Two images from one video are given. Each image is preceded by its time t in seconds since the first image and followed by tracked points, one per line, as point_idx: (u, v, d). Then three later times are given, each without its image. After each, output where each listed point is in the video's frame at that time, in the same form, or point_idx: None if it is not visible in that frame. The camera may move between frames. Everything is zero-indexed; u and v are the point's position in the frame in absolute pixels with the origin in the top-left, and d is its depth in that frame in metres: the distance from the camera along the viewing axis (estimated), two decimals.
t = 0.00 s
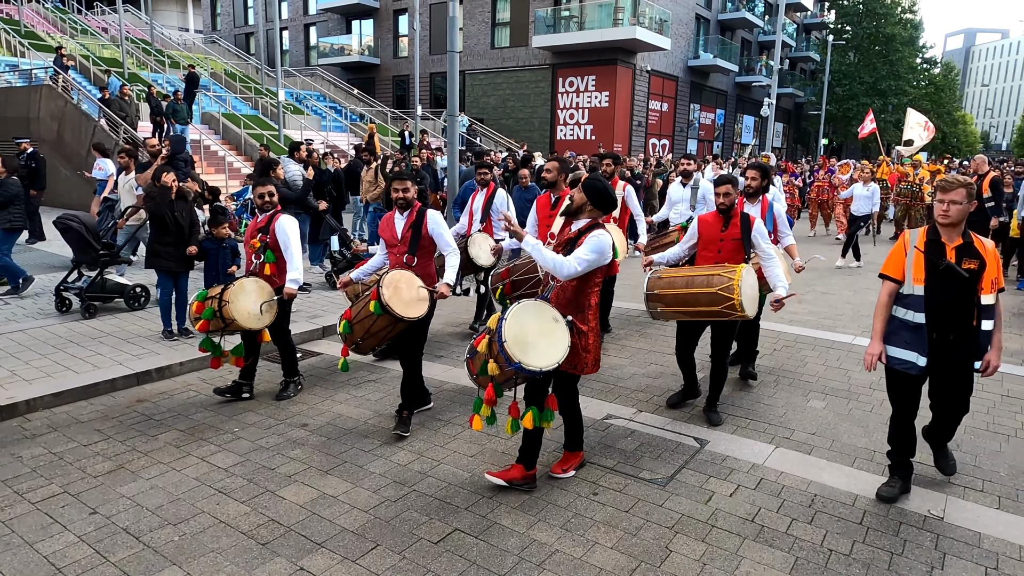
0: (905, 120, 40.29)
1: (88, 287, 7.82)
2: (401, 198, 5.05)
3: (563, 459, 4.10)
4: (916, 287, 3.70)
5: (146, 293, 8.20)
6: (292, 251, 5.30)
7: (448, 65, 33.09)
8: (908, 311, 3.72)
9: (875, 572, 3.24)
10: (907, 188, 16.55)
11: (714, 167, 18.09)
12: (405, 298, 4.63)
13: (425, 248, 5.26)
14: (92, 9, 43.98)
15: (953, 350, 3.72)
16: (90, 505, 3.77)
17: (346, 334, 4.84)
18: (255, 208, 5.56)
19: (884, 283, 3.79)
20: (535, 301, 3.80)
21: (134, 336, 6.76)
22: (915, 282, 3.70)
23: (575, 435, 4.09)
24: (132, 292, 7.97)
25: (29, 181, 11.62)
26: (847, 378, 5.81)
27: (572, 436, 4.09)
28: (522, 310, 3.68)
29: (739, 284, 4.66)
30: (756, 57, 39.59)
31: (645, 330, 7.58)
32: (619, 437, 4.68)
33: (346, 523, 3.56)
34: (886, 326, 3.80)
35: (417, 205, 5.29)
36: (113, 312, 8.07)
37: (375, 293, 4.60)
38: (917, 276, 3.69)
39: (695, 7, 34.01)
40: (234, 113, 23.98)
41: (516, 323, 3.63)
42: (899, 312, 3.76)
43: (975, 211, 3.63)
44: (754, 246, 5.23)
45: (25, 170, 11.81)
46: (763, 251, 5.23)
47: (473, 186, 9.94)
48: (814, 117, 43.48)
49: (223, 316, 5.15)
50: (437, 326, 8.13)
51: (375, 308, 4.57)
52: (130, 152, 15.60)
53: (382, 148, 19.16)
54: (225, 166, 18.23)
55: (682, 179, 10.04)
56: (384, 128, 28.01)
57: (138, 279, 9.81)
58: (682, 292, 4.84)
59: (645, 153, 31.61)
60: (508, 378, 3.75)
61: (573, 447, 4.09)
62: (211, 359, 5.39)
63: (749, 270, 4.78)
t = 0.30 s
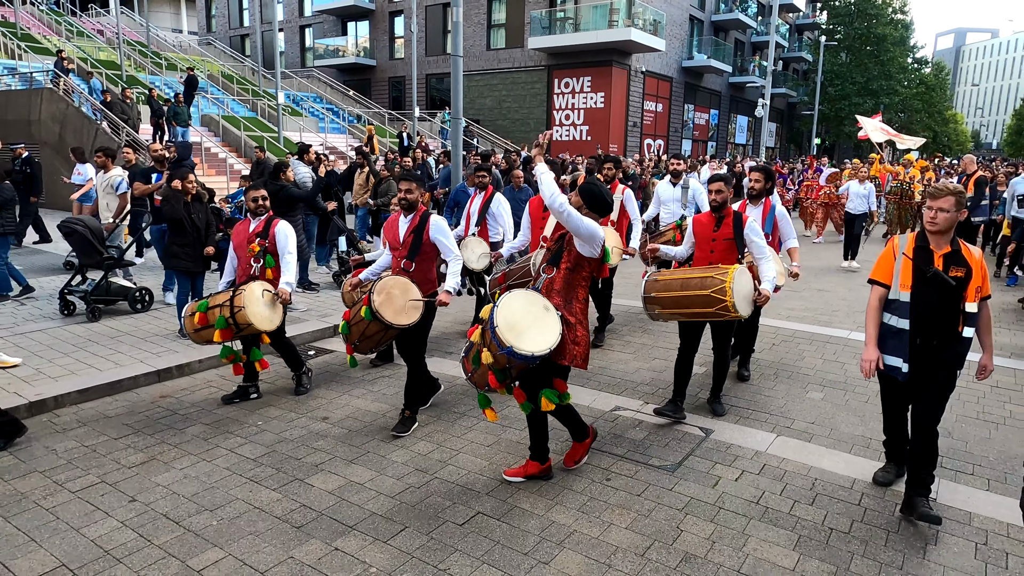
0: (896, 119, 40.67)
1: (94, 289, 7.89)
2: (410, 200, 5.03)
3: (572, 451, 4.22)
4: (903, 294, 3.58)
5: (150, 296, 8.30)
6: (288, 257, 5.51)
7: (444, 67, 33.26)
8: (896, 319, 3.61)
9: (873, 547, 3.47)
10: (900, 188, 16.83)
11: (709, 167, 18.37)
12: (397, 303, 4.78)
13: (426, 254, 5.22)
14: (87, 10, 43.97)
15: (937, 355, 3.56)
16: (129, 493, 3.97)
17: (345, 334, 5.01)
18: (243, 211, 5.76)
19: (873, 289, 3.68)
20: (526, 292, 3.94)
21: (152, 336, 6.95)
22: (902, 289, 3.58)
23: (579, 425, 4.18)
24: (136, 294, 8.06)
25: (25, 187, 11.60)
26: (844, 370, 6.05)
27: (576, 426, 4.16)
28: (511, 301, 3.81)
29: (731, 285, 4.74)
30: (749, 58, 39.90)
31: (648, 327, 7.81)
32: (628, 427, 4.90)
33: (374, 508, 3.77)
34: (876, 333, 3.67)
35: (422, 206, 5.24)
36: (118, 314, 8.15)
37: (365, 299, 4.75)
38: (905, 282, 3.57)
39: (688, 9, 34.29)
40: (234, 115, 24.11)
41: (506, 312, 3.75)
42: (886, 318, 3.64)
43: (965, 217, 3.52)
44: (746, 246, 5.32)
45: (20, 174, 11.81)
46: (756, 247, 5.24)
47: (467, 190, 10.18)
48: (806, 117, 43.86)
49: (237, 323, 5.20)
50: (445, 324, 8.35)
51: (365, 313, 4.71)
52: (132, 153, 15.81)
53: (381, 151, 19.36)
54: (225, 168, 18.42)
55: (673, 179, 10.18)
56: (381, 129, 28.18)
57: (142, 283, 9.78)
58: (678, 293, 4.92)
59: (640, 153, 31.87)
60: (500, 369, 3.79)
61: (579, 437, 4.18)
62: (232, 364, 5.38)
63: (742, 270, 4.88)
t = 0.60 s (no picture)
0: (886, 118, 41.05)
1: (93, 289, 7.92)
2: (406, 192, 4.91)
3: (539, 478, 3.82)
4: (906, 290, 3.52)
5: (148, 294, 8.33)
6: (286, 251, 5.59)
7: (438, 66, 33.34)
8: (898, 316, 3.54)
9: (875, 524, 3.64)
10: (893, 186, 17.06)
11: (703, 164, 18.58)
12: (392, 300, 4.73)
13: (425, 252, 5.09)
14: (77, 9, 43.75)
15: (940, 359, 3.45)
16: (155, 479, 4.09)
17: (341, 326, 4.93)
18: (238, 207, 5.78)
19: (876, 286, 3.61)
20: (520, 285, 3.94)
21: (162, 331, 7.06)
22: (906, 285, 3.53)
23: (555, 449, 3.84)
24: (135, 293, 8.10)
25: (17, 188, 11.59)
26: (843, 361, 6.23)
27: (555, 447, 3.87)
28: (505, 293, 3.85)
29: (726, 278, 4.73)
30: (740, 57, 40.19)
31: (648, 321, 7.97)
32: (636, 415, 5.07)
33: (395, 491, 3.90)
34: (877, 331, 3.62)
35: (422, 201, 5.12)
36: (117, 313, 8.18)
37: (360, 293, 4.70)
38: (909, 279, 3.51)
39: (681, 8, 34.51)
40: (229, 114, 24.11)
41: (499, 305, 3.78)
42: (888, 316, 3.58)
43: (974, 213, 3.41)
44: (736, 240, 5.38)
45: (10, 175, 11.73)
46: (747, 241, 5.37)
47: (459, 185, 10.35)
48: (797, 116, 44.22)
49: (244, 317, 5.20)
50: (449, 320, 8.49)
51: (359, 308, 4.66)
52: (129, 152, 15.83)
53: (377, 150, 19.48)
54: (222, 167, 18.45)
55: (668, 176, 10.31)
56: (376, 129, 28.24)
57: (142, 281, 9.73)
58: (671, 289, 4.87)
59: (633, 152, 32.07)
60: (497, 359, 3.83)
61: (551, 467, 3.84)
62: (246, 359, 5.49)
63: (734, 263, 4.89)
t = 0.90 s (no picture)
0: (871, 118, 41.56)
1: (86, 288, 7.90)
2: (392, 194, 4.96)
3: (530, 474, 3.91)
4: (893, 290, 3.56)
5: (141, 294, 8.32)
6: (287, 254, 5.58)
7: (428, 66, 33.43)
8: (885, 315, 3.58)
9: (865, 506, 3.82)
10: (878, 185, 17.36)
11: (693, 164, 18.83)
12: (391, 303, 4.68)
13: (416, 252, 5.11)
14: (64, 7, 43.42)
15: (928, 357, 3.50)
16: (172, 469, 4.20)
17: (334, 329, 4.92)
18: (234, 204, 5.78)
19: (863, 286, 3.66)
20: (512, 286, 3.90)
21: (166, 329, 7.15)
22: (893, 284, 3.57)
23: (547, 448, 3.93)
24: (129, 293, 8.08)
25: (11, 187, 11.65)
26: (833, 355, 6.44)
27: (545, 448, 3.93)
28: (495, 296, 3.82)
29: (713, 279, 4.81)
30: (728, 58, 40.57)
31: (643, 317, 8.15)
32: (635, 406, 5.24)
33: (407, 478, 4.05)
34: (864, 331, 3.66)
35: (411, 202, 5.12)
36: (111, 312, 8.18)
37: (359, 298, 4.67)
38: (895, 278, 3.56)
39: (669, 9, 34.81)
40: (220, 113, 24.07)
41: (491, 306, 3.77)
42: (875, 315, 3.62)
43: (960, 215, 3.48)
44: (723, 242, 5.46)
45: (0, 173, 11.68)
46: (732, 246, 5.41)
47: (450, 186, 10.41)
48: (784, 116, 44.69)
49: (230, 317, 5.18)
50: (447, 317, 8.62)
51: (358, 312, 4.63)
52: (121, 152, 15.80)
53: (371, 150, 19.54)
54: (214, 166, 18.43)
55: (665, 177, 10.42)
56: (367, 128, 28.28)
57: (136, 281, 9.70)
58: (659, 290, 4.95)
59: (623, 152, 32.31)
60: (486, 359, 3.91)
61: (544, 463, 3.93)
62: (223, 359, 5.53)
63: (720, 264, 4.96)
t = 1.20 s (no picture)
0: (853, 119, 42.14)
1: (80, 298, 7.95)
2: (376, 201, 5.12)
3: (531, 469, 4.09)
4: (853, 299, 3.61)
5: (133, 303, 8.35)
6: (270, 266, 5.40)
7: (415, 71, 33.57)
8: (848, 325, 3.62)
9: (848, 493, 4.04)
10: (860, 186, 17.70)
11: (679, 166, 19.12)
12: (375, 306, 4.71)
13: (399, 258, 5.26)
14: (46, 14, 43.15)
15: (893, 364, 3.58)
16: (183, 470, 4.34)
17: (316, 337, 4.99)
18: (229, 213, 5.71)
19: (824, 297, 3.71)
20: (503, 291, 4.05)
21: (166, 335, 7.27)
22: (852, 294, 3.62)
23: (546, 442, 4.13)
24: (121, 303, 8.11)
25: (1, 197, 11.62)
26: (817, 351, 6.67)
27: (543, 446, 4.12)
28: (486, 296, 3.97)
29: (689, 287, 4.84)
30: (712, 60, 41.03)
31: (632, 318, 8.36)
32: (628, 403, 5.44)
33: (411, 475, 4.22)
34: (828, 342, 3.71)
35: (393, 210, 5.26)
36: (104, 322, 8.22)
37: (343, 300, 4.69)
38: (854, 288, 3.61)
39: (653, 13, 35.18)
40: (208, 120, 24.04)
41: (480, 307, 3.91)
42: (838, 326, 3.67)
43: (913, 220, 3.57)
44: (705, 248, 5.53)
45: None
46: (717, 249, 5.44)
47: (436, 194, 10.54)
48: (768, 117, 45.20)
49: (199, 330, 5.20)
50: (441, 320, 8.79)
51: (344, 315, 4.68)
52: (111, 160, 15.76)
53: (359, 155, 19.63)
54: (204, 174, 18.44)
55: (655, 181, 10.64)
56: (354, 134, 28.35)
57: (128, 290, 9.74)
58: (640, 299, 5.03)
59: (610, 155, 32.59)
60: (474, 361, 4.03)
61: (544, 456, 4.11)
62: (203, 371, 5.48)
63: (699, 269, 4.99)
